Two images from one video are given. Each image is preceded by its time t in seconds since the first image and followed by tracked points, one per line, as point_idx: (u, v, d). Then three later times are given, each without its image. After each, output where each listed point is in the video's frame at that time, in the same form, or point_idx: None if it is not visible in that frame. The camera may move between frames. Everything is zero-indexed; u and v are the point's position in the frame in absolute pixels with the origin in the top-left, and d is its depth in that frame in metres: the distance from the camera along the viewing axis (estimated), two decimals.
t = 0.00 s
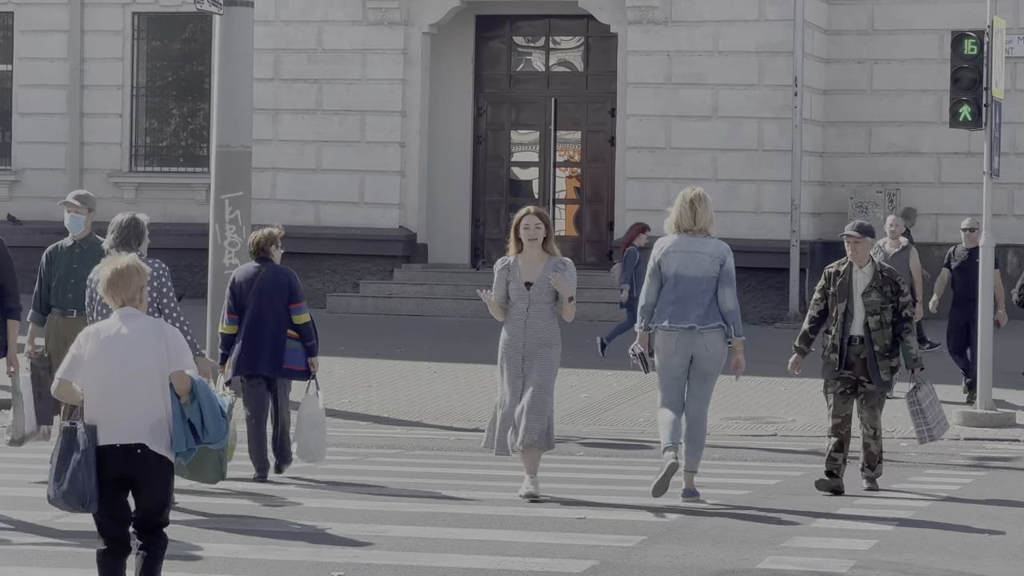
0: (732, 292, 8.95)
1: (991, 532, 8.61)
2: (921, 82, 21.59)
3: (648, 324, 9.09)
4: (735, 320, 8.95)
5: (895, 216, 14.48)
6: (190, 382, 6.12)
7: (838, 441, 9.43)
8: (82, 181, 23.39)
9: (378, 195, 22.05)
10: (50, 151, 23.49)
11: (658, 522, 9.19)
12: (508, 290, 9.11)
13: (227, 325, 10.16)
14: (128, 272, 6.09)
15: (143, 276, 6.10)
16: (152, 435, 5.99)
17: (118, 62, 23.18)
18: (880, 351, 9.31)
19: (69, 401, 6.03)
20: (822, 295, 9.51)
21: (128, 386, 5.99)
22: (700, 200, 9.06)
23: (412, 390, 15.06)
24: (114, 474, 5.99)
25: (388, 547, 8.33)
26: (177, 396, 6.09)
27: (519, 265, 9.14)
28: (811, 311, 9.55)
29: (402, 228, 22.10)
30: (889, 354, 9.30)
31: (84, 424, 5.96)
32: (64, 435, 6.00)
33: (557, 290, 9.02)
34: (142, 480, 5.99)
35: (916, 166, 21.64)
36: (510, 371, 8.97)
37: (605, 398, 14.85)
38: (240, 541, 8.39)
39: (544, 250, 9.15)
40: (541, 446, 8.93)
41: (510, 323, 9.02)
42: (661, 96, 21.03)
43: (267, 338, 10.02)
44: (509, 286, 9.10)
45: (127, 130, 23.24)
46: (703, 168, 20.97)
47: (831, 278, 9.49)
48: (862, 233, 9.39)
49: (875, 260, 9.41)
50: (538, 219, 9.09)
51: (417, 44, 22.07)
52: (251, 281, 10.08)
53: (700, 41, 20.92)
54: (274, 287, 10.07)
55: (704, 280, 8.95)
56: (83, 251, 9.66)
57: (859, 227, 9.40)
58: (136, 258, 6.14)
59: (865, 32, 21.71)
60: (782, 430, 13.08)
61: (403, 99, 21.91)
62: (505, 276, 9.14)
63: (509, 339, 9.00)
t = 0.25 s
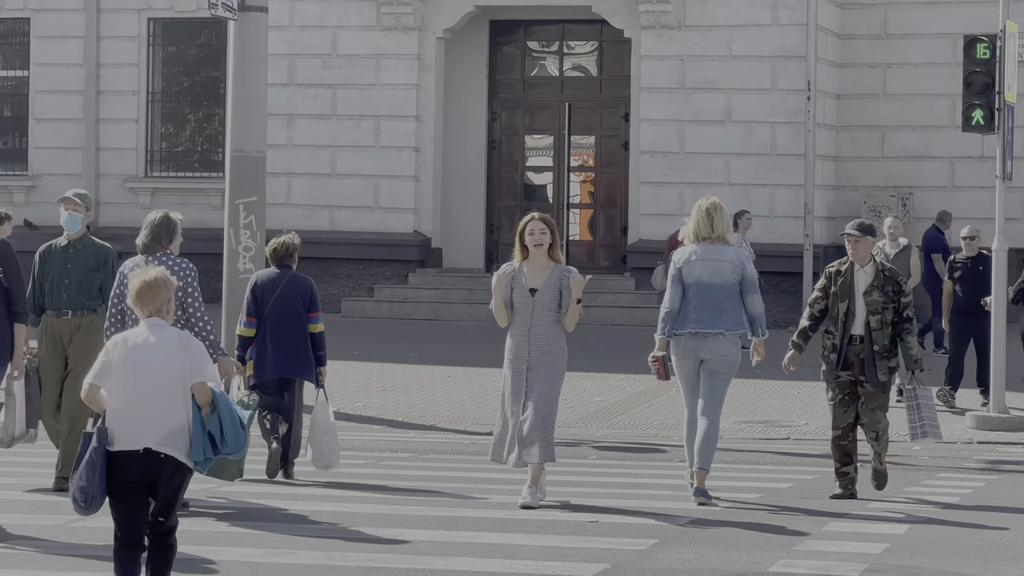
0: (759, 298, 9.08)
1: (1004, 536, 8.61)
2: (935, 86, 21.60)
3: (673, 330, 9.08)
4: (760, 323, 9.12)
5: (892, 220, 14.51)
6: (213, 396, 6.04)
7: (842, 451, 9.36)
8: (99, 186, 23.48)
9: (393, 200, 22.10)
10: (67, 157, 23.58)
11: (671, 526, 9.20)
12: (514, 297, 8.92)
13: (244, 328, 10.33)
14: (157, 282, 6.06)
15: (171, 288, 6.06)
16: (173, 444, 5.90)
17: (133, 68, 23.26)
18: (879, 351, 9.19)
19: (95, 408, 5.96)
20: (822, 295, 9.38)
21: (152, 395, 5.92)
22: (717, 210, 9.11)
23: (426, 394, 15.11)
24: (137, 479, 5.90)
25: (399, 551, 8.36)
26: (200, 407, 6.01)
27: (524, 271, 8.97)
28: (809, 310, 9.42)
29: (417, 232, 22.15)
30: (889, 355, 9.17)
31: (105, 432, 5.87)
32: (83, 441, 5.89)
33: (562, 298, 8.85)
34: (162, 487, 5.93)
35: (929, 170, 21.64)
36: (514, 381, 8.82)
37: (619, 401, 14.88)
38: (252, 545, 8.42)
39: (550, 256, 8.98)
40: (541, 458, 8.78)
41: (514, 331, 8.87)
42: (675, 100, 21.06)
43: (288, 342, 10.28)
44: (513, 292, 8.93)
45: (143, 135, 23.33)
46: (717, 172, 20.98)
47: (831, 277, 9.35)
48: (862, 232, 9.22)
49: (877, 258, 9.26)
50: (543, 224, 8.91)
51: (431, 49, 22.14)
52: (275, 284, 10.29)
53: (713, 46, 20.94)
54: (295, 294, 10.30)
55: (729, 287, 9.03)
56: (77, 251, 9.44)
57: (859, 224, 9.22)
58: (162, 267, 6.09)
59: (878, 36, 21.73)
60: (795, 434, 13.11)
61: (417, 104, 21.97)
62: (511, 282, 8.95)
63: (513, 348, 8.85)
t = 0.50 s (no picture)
0: (769, 303, 9.34)
1: (1016, 540, 8.63)
2: (948, 91, 21.61)
3: (687, 337, 9.47)
4: (772, 328, 9.35)
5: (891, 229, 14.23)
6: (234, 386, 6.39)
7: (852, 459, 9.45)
8: (115, 193, 23.55)
9: (408, 206, 22.14)
10: (84, 163, 23.65)
11: (685, 530, 9.24)
12: (519, 297, 9.11)
13: (258, 332, 10.54)
14: (180, 278, 6.32)
15: (192, 283, 6.33)
16: (199, 432, 6.23)
17: (149, 75, 23.32)
18: (891, 360, 9.36)
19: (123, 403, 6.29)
20: (829, 301, 9.50)
21: (177, 387, 6.24)
22: (729, 217, 9.45)
23: (440, 400, 15.14)
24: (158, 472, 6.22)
25: (411, 556, 8.40)
26: (223, 397, 6.36)
27: (529, 270, 9.16)
28: (814, 315, 9.52)
29: (432, 238, 22.18)
30: (900, 364, 9.35)
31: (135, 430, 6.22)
32: (115, 439, 6.23)
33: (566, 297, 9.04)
34: (185, 476, 6.23)
35: (943, 175, 21.65)
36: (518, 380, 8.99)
37: (633, 406, 14.91)
38: (266, 550, 8.47)
39: (554, 256, 9.16)
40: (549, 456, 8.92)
41: (519, 330, 9.05)
42: (689, 106, 21.09)
43: (304, 345, 10.47)
44: (518, 293, 9.12)
45: (159, 141, 23.40)
46: (731, 177, 21.01)
47: (839, 284, 9.47)
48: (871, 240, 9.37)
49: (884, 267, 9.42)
50: (546, 223, 9.10)
51: (446, 55, 22.18)
52: (287, 291, 10.48)
53: (727, 51, 20.97)
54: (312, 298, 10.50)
55: (741, 293, 9.35)
56: (74, 257, 9.52)
57: (869, 232, 9.37)
58: (185, 264, 6.38)
59: (892, 41, 21.75)
60: (808, 438, 13.13)
61: (432, 110, 22.01)
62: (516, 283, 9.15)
63: (518, 346, 9.03)
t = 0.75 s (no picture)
0: (783, 310, 9.39)
1: None
2: (961, 96, 21.62)
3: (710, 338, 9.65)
4: (786, 335, 9.39)
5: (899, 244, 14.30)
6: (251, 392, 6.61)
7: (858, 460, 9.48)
8: (130, 199, 23.60)
9: (422, 211, 22.19)
10: (99, 169, 23.71)
11: (697, 536, 9.27)
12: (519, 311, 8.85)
13: (266, 341, 10.65)
14: (197, 287, 6.61)
15: (208, 291, 6.61)
16: (218, 434, 6.48)
17: (164, 81, 23.38)
18: (901, 364, 9.29)
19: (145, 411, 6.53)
20: (842, 304, 9.51)
21: (196, 392, 6.47)
22: (754, 226, 9.56)
23: (454, 405, 15.17)
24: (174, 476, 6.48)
25: (424, 562, 8.43)
26: (240, 402, 6.57)
27: (530, 284, 8.90)
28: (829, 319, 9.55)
29: (446, 243, 22.22)
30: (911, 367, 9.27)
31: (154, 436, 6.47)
32: (136, 444, 6.49)
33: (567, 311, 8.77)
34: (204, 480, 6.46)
35: (956, 180, 21.66)
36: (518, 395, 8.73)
37: (647, 412, 14.94)
38: (278, 556, 8.50)
39: (554, 269, 8.89)
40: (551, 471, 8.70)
41: (519, 345, 8.79)
42: (702, 111, 21.11)
43: (306, 347, 10.58)
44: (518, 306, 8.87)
45: (174, 148, 23.46)
46: (745, 183, 21.03)
47: (853, 287, 9.48)
48: (884, 242, 9.34)
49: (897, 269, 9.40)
50: (546, 237, 8.81)
51: (460, 61, 22.20)
52: (291, 300, 10.60)
53: (740, 57, 20.99)
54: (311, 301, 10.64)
55: (757, 300, 9.44)
56: (60, 265, 9.43)
57: (882, 233, 9.34)
58: (201, 274, 6.66)
59: (905, 46, 21.77)
60: (821, 443, 13.15)
61: (446, 116, 22.06)
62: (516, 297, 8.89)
63: (517, 361, 8.77)
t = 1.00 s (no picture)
0: (813, 316, 9.55)
1: None
2: (973, 102, 21.61)
3: (742, 344, 9.77)
4: (817, 340, 9.57)
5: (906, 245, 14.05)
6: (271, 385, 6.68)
7: (861, 463, 9.39)
8: (144, 206, 23.66)
9: (435, 218, 22.22)
10: (114, 176, 23.77)
11: (710, 541, 9.28)
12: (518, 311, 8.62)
13: (276, 343, 10.65)
14: (220, 282, 6.74)
15: (230, 289, 6.74)
16: (239, 428, 6.59)
17: (178, 88, 23.44)
18: (908, 367, 9.21)
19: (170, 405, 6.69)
20: (847, 309, 9.46)
21: (215, 387, 6.61)
22: (783, 234, 9.66)
23: (467, 411, 15.20)
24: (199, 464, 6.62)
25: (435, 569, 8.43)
26: (259, 395, 6.66)
27: (529, 284, 8.67)
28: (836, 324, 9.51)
29: (460, 250, 22.25)
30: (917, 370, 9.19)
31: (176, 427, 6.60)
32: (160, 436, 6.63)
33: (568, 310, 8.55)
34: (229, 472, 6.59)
35: (969, 185, 21.65)
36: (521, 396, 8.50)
37: (659, 417, 14.96)
38: (289, 561, 8.50)
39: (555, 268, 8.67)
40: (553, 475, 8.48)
41: (519, 345, 8.55)
42: (715, 117, 21.18)
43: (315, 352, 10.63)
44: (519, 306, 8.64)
45: (188, 155, 23.52)
46: (757, 189, 21.05)
47: (856, 291, 9.41)
48: (885, 245, 9.29)
49: (900, 271, 9.34)
50: (546, 236, 8.62)
51: (472, 67, 22.26)
52: (303, 304, 10.65)
53: (753, 63, 21.01)
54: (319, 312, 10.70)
55: (788, 306, 9.58)
56: (54, 271, 9.50)
57: (884, 237, 9.27)
58: (222, 272, 6.79)
59: (917, 52, 21.79)
60: (834, 449, 13.16)
61: (459, 122, 22.09)
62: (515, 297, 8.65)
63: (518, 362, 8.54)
